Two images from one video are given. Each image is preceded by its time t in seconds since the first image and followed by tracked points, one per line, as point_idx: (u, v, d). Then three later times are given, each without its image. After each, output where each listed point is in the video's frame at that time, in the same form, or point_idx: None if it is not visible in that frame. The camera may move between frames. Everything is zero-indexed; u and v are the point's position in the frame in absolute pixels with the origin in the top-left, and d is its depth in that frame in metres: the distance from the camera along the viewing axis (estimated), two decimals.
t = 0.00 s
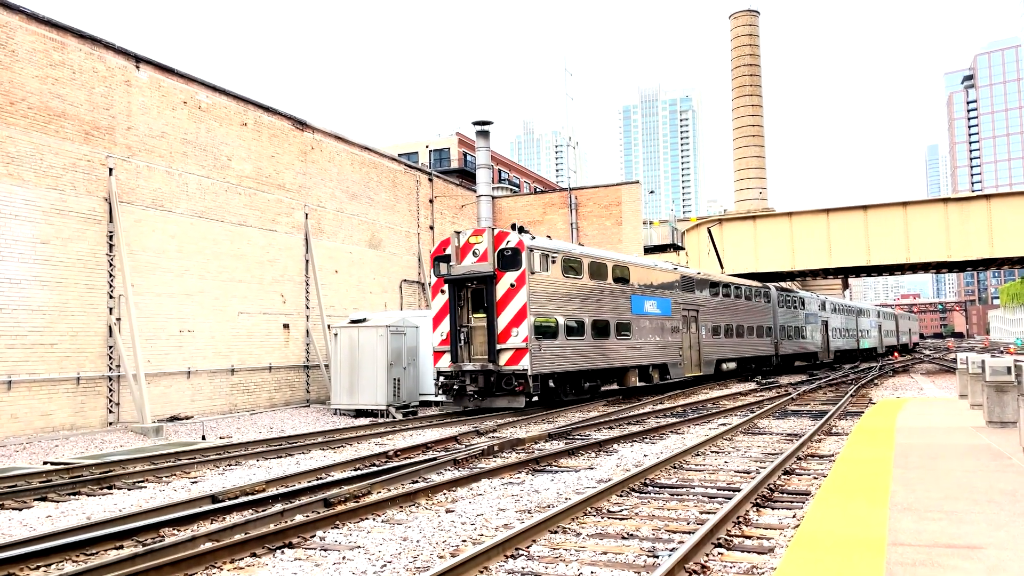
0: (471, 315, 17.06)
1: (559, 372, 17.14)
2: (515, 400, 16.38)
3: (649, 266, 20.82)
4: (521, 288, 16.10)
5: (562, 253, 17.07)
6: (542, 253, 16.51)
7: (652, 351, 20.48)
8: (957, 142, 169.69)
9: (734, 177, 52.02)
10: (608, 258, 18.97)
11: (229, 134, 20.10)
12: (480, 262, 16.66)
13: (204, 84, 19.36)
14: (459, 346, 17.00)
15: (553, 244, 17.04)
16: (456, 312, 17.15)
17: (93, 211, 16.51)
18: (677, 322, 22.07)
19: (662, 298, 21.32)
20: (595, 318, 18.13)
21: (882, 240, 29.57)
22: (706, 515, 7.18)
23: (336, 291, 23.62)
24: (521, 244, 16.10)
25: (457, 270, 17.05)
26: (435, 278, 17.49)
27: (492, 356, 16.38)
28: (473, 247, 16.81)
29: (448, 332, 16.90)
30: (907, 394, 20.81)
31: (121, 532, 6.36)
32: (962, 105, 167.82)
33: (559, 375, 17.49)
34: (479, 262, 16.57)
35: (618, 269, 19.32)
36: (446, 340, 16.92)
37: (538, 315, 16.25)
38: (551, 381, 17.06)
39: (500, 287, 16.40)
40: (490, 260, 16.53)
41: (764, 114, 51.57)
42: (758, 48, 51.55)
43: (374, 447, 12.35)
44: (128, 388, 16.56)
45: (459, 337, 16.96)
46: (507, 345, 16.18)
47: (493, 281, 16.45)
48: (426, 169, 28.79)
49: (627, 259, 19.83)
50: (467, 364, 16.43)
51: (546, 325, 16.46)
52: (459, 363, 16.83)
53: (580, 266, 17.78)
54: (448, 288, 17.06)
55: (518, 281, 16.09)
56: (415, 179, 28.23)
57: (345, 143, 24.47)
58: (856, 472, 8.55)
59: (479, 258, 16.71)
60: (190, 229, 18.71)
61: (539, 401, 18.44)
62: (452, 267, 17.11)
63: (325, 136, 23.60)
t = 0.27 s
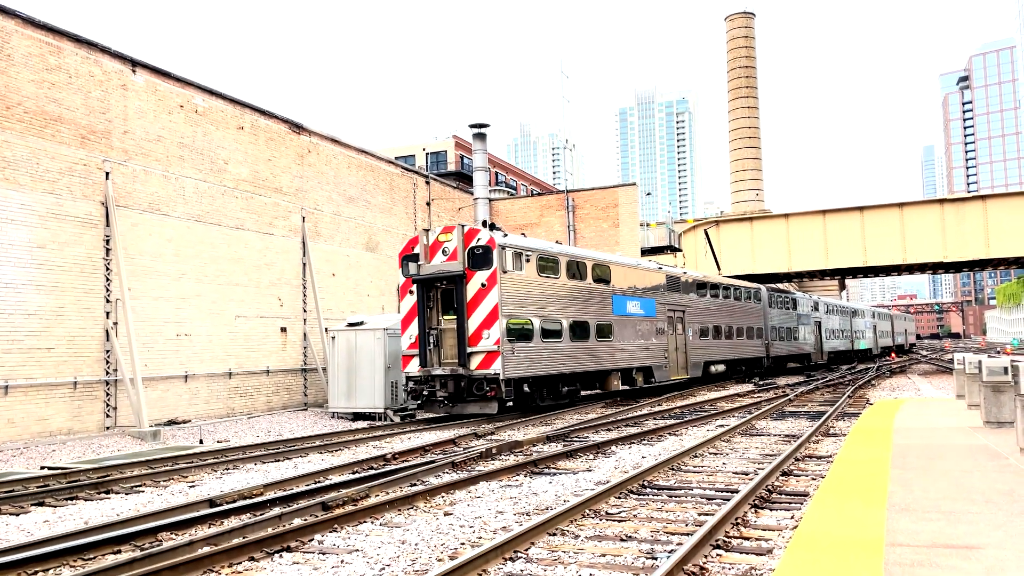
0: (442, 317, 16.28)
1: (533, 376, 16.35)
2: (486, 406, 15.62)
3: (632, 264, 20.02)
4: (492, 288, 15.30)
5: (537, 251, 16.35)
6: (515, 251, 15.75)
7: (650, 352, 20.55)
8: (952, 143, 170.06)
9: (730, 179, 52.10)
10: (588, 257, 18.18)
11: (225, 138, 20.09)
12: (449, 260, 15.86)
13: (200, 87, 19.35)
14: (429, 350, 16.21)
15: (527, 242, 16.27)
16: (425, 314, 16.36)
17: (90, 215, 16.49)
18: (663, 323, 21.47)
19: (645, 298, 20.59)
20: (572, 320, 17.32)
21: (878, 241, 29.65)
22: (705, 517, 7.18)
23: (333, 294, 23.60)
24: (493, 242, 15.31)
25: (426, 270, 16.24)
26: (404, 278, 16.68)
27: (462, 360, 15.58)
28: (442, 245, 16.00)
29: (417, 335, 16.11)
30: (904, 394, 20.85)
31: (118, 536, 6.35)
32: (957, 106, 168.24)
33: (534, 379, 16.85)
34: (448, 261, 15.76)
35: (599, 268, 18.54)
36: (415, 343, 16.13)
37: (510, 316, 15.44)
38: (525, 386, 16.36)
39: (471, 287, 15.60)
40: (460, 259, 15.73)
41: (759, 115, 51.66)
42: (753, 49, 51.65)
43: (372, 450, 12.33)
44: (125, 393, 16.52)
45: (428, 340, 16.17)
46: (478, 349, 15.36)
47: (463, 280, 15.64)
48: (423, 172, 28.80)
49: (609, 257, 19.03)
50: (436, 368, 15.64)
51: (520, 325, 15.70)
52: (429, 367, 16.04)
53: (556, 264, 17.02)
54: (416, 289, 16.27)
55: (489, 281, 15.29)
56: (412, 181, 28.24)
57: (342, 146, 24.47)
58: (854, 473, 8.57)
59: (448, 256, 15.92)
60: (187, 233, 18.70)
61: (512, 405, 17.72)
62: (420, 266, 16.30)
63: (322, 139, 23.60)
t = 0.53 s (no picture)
0: (409, 318, 15.47)
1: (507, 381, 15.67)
2: (456, 412, 14.91)
3: (616, 263, 19.31)
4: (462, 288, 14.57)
5: (511, 248, 15.63)
6: (487, 248, 15.01)
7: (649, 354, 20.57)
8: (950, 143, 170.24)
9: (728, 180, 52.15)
10: (568, 255, 17.48)
11: (224, 141, 20.09)
12: (417, 258, 15.08)
13: (198, 91, 19.36)
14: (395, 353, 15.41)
15: (500, 239, 15.55)
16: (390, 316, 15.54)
17: (89, 219, 16.49)
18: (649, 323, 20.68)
19: (630, 298, 19.91)
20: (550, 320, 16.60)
21: (876, 242, 29.67)
22: (704, 518, 7.18)
23: (332, 297, 23.59)
24: (463, 238, 14.59)
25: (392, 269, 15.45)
26: (370, 278, 15.88)
27: (431, 364, 14.77)
28: (410, 242, 15.23)
29: (384, 338, 15.30)
30: (903, 395, 20.86)
31: (118, 540, 6.34)
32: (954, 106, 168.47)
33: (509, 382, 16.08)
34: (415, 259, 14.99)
35: (580, 265, 17.81)
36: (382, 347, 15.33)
37: (482, 317, 14.72)
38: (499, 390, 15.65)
39: (439, 287, 14.85)
40: (429, 257, 14.97)
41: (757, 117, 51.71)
42: (751, 51, 51.71)
43: (371, 453, 12.31)
44: (124, 397, 16.49)
45: (394, 343, 15.36)
46: (447, 351, 14.64)
47: (431, 280, 14.88)
48: (421, 174, 28.81)
49: (591, 255, 18.33)
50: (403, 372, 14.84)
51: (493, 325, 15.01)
52: (396, 371, 15.24)
53: (534, 263, 16.30)
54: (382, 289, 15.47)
55: (459, 281, 14.57)
56: (410, 184, 28.23)
57: (340, 149, 24.48)
58: (853, 473, 8.57)
59: (416, 254, 15.15)
60: (185, 236, 18.69)
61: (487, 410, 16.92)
62: (386, 265, 15.51)
63: (321, 142, 23.61)
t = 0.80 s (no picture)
0: (375, 319, 15.00)
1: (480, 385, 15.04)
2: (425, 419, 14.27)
3: (599, 261, 18.73)
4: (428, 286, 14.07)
5: (483, 245, 15.08)
6: (455, 245, 14.46)
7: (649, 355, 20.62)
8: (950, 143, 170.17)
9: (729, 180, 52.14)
10: (546, 252, 16.92)
11: (224, 143, 20.10)
12: (383, 256, 14.57)
13: (198, 93, 19.36)
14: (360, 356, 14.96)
15: (471, 236, 15.00)
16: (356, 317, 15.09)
17: (89, 221, 16.50)
18: (636, 323, 20.02)
19: (615, 297, 19.25)
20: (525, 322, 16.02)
21: (877, 242, 29.67)
22: (705, 519, 7.17)
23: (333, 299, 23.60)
24: (429, 234, 14.07)
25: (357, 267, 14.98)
26: (336, 277, 15.46)
27: (397, 367, 14.31)
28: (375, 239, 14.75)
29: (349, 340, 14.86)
30: (904, 395, 20.85)
31: (119, 543, 6.34)
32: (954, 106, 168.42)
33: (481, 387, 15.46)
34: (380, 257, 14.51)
35: (558, 263, 17.24)
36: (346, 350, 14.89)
37: (450, 317, 14.20)
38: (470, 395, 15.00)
39: (405, 286, 14.34)
40: (395, 254, 14.45)
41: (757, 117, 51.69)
42: (751, 51, 51.70)
43: (372, 455, 12.31)
44: (125, 399, 16.50)
45: (360, 345, 14.91)
46: (414, 354, 14.13)
47: (396, 279, 14.39)
48: (421, 175, 28.81)
49: (573, 253, 17.83)
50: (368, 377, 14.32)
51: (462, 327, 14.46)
52: (361, 375, 14.78)
53: (508, 260, 15.74)
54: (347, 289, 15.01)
55: (425, 279, 14.05)
56: (411, 185, 28.23)
57: (340, 150, 24.49)
58: (855, 473, 8.58)
59: (382, 251, 14.63)
60: (186, 238, 18.70)
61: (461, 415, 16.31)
62: (352, 264, 15.05)
63: (321, 144, 23.62)
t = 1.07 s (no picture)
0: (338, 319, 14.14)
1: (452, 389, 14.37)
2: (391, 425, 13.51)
3: (583, 258, 18.09)
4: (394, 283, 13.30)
5: (454, 240, 14.40)
6: (423, 240, 13.76)
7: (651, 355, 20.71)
8: (952, 142, 169.94)
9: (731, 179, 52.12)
10: (526, 249, 16.30)
11: (226, 144, 20.13)
12: (346, 252, 13.81)
13: (200, 94, 19.38)
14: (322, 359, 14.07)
15: (442, 230, 14.32)
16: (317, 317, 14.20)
17: (92, 223, 16.53)
18: (624, 323, 19.46)
19: (599, 295, 18.65)
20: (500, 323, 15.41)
21: (879, 241, 29.65)
22: (709, 519, 7.17)
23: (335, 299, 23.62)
24: (395, 229, 13.34)
25: (318, 264, 14.15)
26: (298, 275, 14.60)
27: (361, 371, 13.48)
28: (339, 233, 13.97)
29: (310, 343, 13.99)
30: (908, 394, 20.84)
31: (123, 543, 6.35)
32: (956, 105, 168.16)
33: (454, 390, 14.76)
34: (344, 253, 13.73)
35: (538, 259, 16.59)
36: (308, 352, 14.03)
37: (418, 317, 13.48)
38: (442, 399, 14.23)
39: (370, 283, 13.58)
40: (359, 250, 13.71)
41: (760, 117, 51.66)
42: (753, 51, 51.65)
43: (375, 455, 12.32)
44: (129, 400, 16.55)
45: (322, 347, 14.05)
46: (379, 355, 13.38)
47: (360, 276, 13.59)
48: (423, 176, 28.83)
49: (555, 249, 17.20)
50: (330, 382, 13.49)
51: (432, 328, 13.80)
52: (323, 379, 13.91)
53: (482, 256, 15.09)
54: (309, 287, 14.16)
55: (390, 276, 13.30)
56: (413, 186, 28.24)
57: (342, 151, 24.50)
58: (859, 473, 8.57)
59: (345, 247, 13.88)
60: (189, 239, 18.72)
61: (434, 419, 15.54)
62: (313, 260, 14.24)
63: (323, 145, 23.65)
